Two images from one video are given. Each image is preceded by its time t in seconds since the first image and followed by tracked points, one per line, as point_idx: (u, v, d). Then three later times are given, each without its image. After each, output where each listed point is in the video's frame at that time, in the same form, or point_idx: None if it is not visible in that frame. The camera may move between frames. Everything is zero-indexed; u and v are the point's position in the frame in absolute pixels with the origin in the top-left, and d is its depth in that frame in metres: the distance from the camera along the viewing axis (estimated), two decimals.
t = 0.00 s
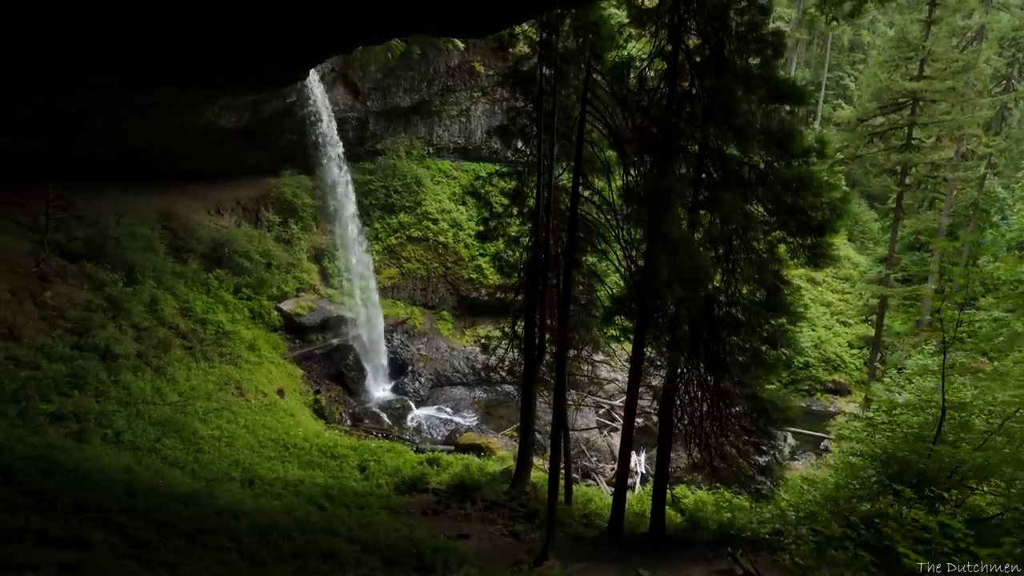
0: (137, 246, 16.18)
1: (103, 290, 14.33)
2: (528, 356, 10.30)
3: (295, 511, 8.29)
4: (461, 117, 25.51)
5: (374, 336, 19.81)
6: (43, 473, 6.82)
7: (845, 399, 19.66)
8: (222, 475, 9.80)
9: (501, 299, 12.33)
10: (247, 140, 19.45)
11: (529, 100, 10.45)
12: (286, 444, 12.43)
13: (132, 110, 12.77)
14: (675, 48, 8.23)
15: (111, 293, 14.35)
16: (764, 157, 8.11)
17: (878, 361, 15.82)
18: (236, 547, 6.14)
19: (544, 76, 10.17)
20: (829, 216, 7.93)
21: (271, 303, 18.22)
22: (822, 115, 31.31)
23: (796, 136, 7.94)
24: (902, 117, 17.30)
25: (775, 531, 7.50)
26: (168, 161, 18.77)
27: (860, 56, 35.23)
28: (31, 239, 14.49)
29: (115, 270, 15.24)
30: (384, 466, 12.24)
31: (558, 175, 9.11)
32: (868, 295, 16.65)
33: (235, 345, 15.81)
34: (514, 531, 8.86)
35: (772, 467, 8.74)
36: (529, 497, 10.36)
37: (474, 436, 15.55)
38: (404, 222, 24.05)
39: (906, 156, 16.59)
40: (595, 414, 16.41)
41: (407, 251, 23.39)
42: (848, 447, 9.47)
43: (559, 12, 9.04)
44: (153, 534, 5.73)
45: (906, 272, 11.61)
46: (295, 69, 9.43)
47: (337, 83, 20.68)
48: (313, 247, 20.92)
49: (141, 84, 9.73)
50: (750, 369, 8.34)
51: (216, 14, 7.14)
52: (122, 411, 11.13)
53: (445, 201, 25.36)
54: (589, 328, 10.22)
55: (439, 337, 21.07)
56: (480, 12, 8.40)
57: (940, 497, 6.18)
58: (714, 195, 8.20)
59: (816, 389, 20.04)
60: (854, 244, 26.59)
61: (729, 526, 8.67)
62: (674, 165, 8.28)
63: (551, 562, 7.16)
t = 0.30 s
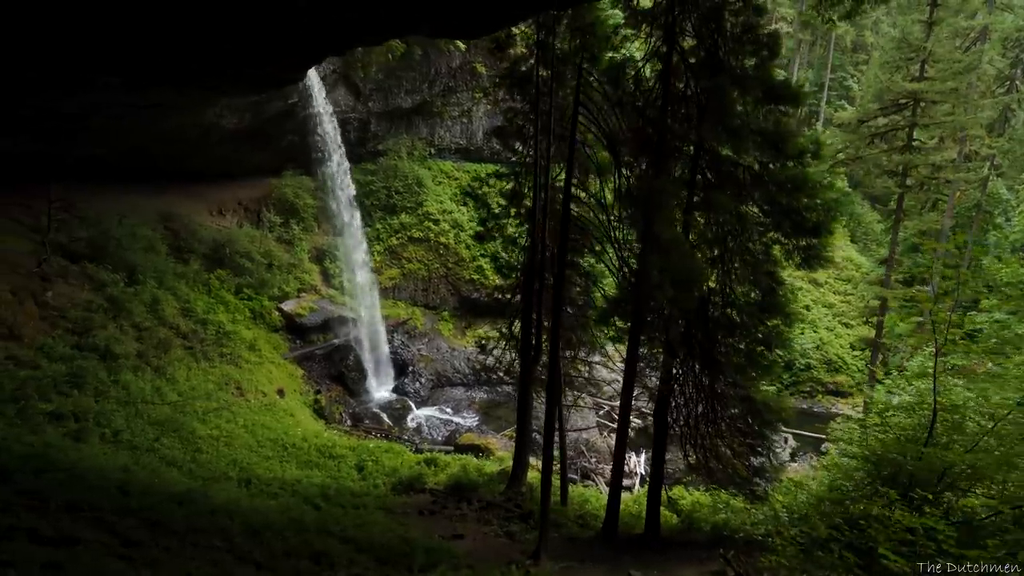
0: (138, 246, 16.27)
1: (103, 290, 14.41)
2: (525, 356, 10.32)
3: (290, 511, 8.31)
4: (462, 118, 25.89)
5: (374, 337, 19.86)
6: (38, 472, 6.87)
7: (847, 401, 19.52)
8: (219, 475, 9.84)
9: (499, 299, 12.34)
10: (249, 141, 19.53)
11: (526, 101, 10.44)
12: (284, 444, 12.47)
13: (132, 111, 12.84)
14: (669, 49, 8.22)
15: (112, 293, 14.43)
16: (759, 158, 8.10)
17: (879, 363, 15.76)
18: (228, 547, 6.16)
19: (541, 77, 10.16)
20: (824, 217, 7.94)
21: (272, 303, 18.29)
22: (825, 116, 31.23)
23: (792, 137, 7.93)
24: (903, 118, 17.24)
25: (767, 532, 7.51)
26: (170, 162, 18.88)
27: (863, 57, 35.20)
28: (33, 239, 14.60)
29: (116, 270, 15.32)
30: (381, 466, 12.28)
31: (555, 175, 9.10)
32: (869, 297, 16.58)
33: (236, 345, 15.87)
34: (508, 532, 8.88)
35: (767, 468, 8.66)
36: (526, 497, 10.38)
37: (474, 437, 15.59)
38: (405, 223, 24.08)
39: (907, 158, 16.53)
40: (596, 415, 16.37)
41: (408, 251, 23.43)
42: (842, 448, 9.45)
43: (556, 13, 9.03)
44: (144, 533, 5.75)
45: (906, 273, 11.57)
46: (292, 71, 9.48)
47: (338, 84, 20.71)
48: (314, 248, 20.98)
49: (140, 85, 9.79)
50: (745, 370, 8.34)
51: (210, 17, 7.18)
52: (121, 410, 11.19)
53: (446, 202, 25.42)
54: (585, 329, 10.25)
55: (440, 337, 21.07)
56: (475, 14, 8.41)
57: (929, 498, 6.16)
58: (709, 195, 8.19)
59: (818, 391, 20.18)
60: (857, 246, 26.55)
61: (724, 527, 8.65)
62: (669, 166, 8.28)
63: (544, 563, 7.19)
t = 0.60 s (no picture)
0: (139, 246, 16.36)
1: (105, 290, 14.50)
2: (521, 356, 10.33)
3: (285, 509, 8.34)
4: (463, 118, 26.18)
5: (375, 336, 19.91)
6: (34, 470, 6.93)
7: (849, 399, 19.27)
8: (216, 474, 9.89)
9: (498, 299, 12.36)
10: (251, 141, 19.62)
11: (523, 101, 10.43)
12: (283, 443, 12.51)
13: (133, 111, 12.91)
14: (664, 50, 8.24)
15: (113, 293, 14.52)
16: (754, 158, 8.11)
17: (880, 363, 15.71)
18: (220, 546, 6.19)
19: (538, 77, 10.15)
20: (819, 218, 7.94)
21: (273, 303, 18.36)
22: (828, 116, 31.21)
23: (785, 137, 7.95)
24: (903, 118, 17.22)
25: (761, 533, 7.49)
26: (173, 162, 18.98)
27: (866, 56, 35.16)
28: (35, 239, 14.69)
29: (118, 270, 15.40)
30: (379, 465, 12.30)
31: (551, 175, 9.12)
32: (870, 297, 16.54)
33: (236, 345, 15.92)
34: (503, 532, 8.88)
35: (762, 469, 8.61)
36: (522, 497, 10.41)
37: (473, 436, 15.62)
38: (406, 223, 24.12)
39: (908, 157, 16.50)
40: (596, 415, 16.35)
41: (409, 251, 23.45)
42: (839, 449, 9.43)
43: (552, 14, 9.03)
44: (137, 531, 5.79)
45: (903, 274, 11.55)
46: (289, 72, 9.52)
47: (340, 84, 20.67)
48: (316, 248, 21.07)
49: (139, 86, 9.86)
50: (740, 371, 8.31)
51: (200, 22, 7.31)
52: (120, 409, 11.26)
53: (447, 202, 25.51)
54: (581, 329, 10.29)
55: (441, 337, 21.08)
56: (469, 16, 8.42)
57: (918, 500, 6.14)
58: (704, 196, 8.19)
59: (819, 391, 20.06)
60: (859, 246, 26.48)
61: (719, 528, 8.62)
62: (664, 166, 8.27)
63: (535, 563, 7.20)
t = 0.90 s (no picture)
0: (139, 246, 16.44)
1: (104, 289, 14.60)
2: (516, 357, 10.35)
3: (279, 509, 8.38)
4: (464, 118, 26.26)
5: (374, 336, 19.96)
6: (29, 469, 6.99)
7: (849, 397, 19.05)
8: (212, 473, 9.94)
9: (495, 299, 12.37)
10: (252, 141, 19.70)
11: (518, 102, 10.43)
12: (281, 443, 12.54)
13: (133, 112, 13.00)
14: (658, 50, 8.28)
15: (113, 293, 14.61)
16: (747, 160, 8.17)
17: (879, 364, 15.70)
18: (210, 544, 6.22)
19: (533, 78, 10.19)
20: (812, 218, 8.00)
21: (273, 303, 18.43)
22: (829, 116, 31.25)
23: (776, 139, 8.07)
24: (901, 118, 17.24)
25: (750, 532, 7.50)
26: (174, 163, 19.05)
27: (868, 56, 35.17)
28: (34, 239, 14.76)
29: (118, 270, 15.49)
30: (376, 465, 12.33)
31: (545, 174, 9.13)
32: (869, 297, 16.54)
33: (235, 345, 15.95)
34: (497, 532, 8.90)
35: (755, 469, 8.67)
36: (517, 497, 10.43)
37: (472, 437, 15.66)
38: (407, 223, 24.16)
39: (907, 158, 16.53)
40: (594, 416, 16.33)
41: (409, 252, 23.48)
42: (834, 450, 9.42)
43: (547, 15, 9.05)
44: (127, 530, 5.84)
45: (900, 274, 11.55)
46: (284, 73, 9.57)
47: (340, 85, 20.75)
48: (316, 248, 21.12)
49: (137, 87, 9.92)
50: (733, 372, 8.31)
51: (193, 24, 7.35)
52: (117, 409, 11.33)
53: (448, 202, 25.56)
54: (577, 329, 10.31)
55: (441, 337, 21.07)
56: (463, 17, 8.45)
57: (906, 500, 6.16)
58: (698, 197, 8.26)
59: (819, 392, 20.04)
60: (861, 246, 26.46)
61: (713, 529, 8.62)
62: (657, 166, 8.29)
63: (527, 562, 7.21)
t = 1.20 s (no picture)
0: (140, 246, 16.53)
1: (104, 289, 14.70)
2: (511, 357, 10.36)
3: (274, 507, 8.42)
4: (465, 118, 26.32)
5: (374, 336, 20.01)
6: (24, 467, 7.05)
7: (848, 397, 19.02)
8: (209, 472, 10.00)
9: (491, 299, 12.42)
10: (252, 141, 19.75)
11: (515, 102, 10.46)
12: (279, 442, 12.59)
13: (133, 111, 13.06)
14: (652, 51, 8.33)
15: (113, 292, 14.71)
16: (740, 161, 8.27)
17: (878, 365, 15.70)
18: (203, 542, 6.26)
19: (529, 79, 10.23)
20: (805, 219, 8.10)
21: (273, 302, 18.48)
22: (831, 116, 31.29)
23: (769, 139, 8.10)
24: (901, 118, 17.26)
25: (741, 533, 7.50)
26: (175, 162, 19.11)
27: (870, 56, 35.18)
28: (35, 238, 14.85)
29: (118, 269, 15.60)
30: (373, 464, 12.38)
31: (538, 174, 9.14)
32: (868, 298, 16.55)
33: (235, 344, 16.00)
34: (491, 531, 8.93)
35: (747, 470, 8.82)
36: (512, 497, 10.45)
37: (470, 436, 15.69)
38: (407, 223, 24.20)
39: (905, 159, 16.55)
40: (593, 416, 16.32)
41: (410, 251, 23.51)
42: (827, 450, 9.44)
43: (543, 16, 9.08)
44: (120, 528, 5.89)
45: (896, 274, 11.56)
46: (280, 74, 9.62)
47: (340, 85, 20.79)
48: (316, 247, 21.17)
49: (135, 87, 9.97)
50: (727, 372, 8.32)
51: (187, 26, 7.40)
52: (115, 408, 11.41)
53: (448, 202, 25.59)
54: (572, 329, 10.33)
55: (441, 337, 21.09)
56: (456, 19, 8.48)
57: (896, 503, 6.21)
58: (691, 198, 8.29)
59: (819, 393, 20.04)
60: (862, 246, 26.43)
61: (705, 529, 8.66)
62: (651, 166, 8.36)
63: (518, 562, 7.23)
